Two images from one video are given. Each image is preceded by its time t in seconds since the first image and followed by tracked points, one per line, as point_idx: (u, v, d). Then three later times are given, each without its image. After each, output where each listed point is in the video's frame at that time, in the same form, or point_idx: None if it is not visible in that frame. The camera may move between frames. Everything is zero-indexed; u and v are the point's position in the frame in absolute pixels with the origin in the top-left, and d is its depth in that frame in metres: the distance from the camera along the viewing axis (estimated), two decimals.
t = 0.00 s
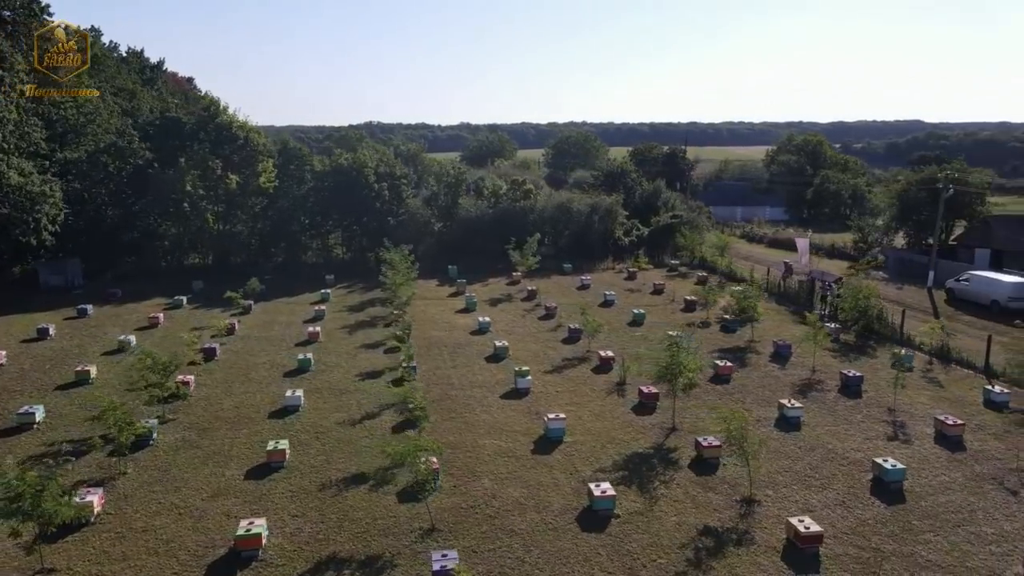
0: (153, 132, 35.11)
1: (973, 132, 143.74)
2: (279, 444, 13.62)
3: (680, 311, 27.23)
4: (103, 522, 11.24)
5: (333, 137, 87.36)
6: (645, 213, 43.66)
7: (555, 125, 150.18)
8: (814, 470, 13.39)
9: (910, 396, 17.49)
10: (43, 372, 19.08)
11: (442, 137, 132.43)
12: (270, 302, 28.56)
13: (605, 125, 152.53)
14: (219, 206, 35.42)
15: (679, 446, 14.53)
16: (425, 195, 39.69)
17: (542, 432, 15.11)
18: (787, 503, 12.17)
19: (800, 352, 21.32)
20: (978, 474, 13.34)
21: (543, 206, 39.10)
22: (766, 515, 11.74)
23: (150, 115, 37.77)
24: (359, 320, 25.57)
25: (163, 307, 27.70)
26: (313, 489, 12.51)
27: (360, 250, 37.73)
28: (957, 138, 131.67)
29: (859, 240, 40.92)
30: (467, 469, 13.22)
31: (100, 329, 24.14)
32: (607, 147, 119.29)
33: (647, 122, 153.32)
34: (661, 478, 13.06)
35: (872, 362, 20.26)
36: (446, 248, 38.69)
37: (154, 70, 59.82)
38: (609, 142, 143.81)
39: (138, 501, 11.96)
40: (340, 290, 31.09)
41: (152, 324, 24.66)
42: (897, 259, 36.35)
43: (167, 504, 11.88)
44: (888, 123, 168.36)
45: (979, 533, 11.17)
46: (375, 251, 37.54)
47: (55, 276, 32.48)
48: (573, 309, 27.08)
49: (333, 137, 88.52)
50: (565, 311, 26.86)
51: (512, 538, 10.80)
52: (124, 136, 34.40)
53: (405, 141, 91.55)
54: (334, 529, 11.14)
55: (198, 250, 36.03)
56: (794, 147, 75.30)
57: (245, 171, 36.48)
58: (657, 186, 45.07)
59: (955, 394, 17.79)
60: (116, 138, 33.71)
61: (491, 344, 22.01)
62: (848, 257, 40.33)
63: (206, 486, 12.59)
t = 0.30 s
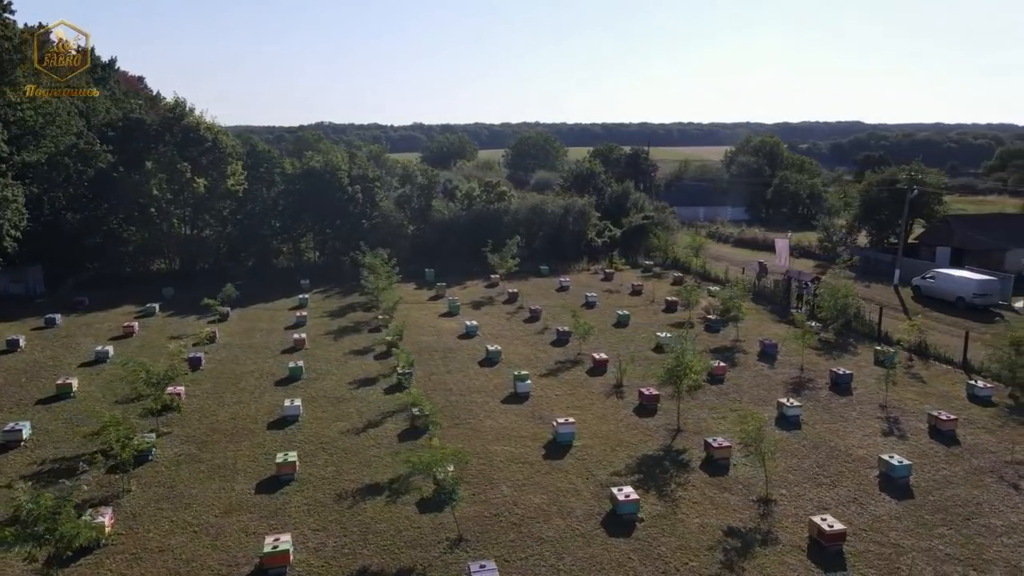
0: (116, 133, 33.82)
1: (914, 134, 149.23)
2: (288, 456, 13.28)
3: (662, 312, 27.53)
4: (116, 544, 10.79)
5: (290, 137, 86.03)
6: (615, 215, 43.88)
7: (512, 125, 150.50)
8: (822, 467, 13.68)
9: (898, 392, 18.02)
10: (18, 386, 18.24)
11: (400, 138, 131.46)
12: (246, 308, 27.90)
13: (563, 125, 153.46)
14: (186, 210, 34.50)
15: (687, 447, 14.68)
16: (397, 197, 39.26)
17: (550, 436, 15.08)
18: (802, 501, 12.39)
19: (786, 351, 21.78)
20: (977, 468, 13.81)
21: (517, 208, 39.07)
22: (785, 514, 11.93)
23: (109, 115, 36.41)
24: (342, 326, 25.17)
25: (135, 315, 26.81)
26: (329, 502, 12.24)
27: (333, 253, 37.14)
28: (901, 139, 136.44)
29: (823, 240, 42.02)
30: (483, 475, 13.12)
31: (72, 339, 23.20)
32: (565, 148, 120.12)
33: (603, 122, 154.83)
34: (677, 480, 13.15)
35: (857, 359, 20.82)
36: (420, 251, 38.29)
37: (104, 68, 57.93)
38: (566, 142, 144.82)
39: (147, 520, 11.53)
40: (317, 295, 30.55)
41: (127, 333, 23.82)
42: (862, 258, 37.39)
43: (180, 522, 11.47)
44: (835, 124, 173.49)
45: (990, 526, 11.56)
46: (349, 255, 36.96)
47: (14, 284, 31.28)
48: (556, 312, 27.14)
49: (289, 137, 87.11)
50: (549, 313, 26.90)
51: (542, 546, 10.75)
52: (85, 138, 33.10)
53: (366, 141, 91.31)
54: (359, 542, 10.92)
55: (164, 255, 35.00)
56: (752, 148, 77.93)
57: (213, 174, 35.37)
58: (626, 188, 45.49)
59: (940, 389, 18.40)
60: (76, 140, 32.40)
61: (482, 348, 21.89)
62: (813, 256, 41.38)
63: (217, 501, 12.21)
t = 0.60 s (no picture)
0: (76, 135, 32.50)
1: (859, 135, 154.06)
2: (298, 469, 12.93)
3: (644, 312, 27.76)
4: (131, 567, 10.34)
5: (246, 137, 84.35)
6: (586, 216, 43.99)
7: (469, 125, 150.18)
8: (830, 464, 13.95)
9: (887, 388, 18.51)
10: None
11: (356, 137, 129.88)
12: (222, 315, 27.14)
13: (520, 125, 153.71)
14: (151, 214, 33.29)
15: (695, 448, 14.79)
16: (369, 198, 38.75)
17: (558, 441, 15.03)
18: (817, 499, 12.60)
19: (772, 350, 22.16)
20: (974, 461, 14.26)
21: (490, 209, 38.90)
22: (803, 513, 12.12)
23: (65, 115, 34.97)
24: (325, 332, 24.69)
25: (105, 324, 25.82)
26: (347, 515, 11.96)
27: (305, 257, 36.46)
28: (847, 140, 140.58)
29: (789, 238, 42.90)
30: (500, 483, 13.00)
31: (42, 351, 22.23)
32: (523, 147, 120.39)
33: (560, 123, 155.65)
34: (692, 481, 13.25)
35: (841, 357, 21.32)
36: (394, 254, 37.69)
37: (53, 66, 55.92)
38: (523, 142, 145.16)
39: (160, 540, 11.08)
40: (293, 299, 29.90)
41: (100, 343, 22.94)
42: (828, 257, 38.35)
43: (195, 542, 11.06)
44: (784, 125, 177.84)
45: (998, 518, 11.95)
46: (322, 258, 36.26)
47: None
48: (540, 314, 27.13)
49: (245, 137, 85.40)
50: (533, 316, 26.86)
51: (574, 553, 10.70)
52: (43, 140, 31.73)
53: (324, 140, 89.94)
54: (386, 556, 10.69)
55: (128, 261, 33.74)
56: (711, 149, 79.79)
57: (178, 177, 34.05)
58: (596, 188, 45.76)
59: (925, 384, 18.97)
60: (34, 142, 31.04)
61: (473, 352, 21.73)
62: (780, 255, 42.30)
63: (229, 518, 11.81)
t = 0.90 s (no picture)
0: (34, 135, 31.48)
1: (807, 135, 158.29)
2: (310, 483, 12.55)
3: (625, 313, 27.90)
4: None
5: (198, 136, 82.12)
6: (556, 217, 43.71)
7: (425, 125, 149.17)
8: (836, 462, 14.19)
9: (875, 385, 18.95)
10: None
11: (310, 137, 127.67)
12: (195, 323, 26.28)
13: (477, 125, 153.30)
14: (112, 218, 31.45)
15: (703, 450, 14.87)
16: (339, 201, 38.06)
17: (567, 446, 14.95)
18: (830, 498, 12.80)
19: (758, 349, 22.49)
20: (971, 456, 14.69)
21: (463, 211, 38.60)
22: (819, 513, 12.29)
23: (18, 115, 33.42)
24: (307, 339, 24.12)
25: (72, 334, 24.75)
26: (366, 529, 11.65)
27: (275, 261, 35.58)
28: (796, 140, 144.29)
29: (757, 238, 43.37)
30: (517, 491, 12.84)
31: (9, 364, 21.16)
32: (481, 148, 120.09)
33: (516, 123, 155.86)
34: (706, 484, 13.33)
35: (825, 355, 21.76)
36: (367, 256, 36.97)
37: None
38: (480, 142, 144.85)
39: (175, 563, 10.60)
40: (268, 305, 29.15)
41: (71, 355, 21.96)
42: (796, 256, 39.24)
43: (212, 563, 10.63)
44: (735, 125, 181.56)
45: (1005, 512, 12.31)
46: (293, 262, 35.44)
47: None
48: (523, 317, 27.01)
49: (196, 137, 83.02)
50: (516, 319, 26.72)
51: (605, 562, 10.62)
52: None
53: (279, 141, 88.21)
54: (415, 572, 10.44)
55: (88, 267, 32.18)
56: (670, 150, 81.09)
57: (141, 180, 32.49)
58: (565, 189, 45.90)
59: (910, 380, 19.49)
60: None
61: (463, 357, 21.48)
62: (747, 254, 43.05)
63: (244, 537, 11.38)
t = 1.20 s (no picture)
0: None
1: (759, 135, 161.76)
2: (324, 499, 12.13)
3: (608, 314, 27.92)
4: None
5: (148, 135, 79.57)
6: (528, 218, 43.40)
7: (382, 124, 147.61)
8: (844, 461, 14.38)
9: (865, 382, 19.32)
10: None
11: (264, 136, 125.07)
12: (169, 331, 25.33)
13: (434, 124, 152.23)
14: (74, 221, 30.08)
15: (712, 453, 14.91)
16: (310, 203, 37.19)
17: (576, 452, 14.81)
18: (845, 498, 12.93)
19: (746, 349, 22.73)
20: (970, 451, 15.05)
21: (437, 213, 38.03)
22: (837, 513, 12.41)
23: None
24: (290, 346, 23.49)
25: (39, 345, 23.58)
26: (388, 545, 11.30)
27: (245, 266, 34.53)
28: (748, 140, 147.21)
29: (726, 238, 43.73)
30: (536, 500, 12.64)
31: None
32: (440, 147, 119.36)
33: (474, 123, 155.46)
34: (722, 487, 13.34)
35: (812, 354, 22.12)
36: (340, 260, 36.09)
37: None
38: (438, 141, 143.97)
39: None
40: (243, 311, 28.29)
41: (41, 367, 20.91)
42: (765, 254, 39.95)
43: None
44: (689, 125, 184.46)
45: (1014, 507, 12.61)
46: (265, 267, 34.53)
47: None
48: (508, 319, 26.79)
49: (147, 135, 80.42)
50: (502, 322, 26.48)
51: (639, 571, 10.51)
52: None
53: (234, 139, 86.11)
54: None
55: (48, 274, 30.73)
56: (632, 150, 82.29)
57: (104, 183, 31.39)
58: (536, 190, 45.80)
59: (897, 377, 19.92)
60: None
61: (454, 363, 21.16)
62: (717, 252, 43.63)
63: (262, 559, 10.92)
